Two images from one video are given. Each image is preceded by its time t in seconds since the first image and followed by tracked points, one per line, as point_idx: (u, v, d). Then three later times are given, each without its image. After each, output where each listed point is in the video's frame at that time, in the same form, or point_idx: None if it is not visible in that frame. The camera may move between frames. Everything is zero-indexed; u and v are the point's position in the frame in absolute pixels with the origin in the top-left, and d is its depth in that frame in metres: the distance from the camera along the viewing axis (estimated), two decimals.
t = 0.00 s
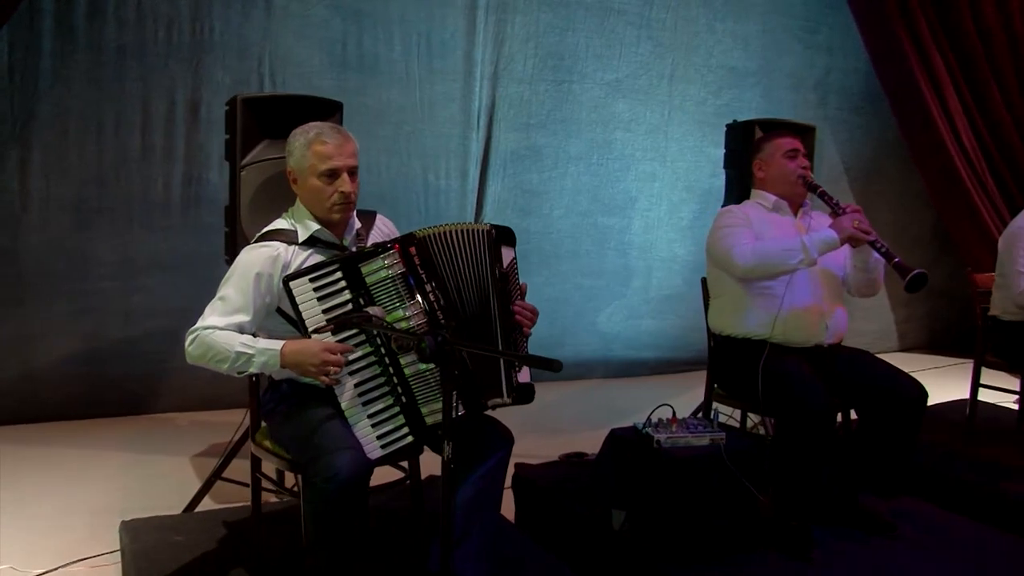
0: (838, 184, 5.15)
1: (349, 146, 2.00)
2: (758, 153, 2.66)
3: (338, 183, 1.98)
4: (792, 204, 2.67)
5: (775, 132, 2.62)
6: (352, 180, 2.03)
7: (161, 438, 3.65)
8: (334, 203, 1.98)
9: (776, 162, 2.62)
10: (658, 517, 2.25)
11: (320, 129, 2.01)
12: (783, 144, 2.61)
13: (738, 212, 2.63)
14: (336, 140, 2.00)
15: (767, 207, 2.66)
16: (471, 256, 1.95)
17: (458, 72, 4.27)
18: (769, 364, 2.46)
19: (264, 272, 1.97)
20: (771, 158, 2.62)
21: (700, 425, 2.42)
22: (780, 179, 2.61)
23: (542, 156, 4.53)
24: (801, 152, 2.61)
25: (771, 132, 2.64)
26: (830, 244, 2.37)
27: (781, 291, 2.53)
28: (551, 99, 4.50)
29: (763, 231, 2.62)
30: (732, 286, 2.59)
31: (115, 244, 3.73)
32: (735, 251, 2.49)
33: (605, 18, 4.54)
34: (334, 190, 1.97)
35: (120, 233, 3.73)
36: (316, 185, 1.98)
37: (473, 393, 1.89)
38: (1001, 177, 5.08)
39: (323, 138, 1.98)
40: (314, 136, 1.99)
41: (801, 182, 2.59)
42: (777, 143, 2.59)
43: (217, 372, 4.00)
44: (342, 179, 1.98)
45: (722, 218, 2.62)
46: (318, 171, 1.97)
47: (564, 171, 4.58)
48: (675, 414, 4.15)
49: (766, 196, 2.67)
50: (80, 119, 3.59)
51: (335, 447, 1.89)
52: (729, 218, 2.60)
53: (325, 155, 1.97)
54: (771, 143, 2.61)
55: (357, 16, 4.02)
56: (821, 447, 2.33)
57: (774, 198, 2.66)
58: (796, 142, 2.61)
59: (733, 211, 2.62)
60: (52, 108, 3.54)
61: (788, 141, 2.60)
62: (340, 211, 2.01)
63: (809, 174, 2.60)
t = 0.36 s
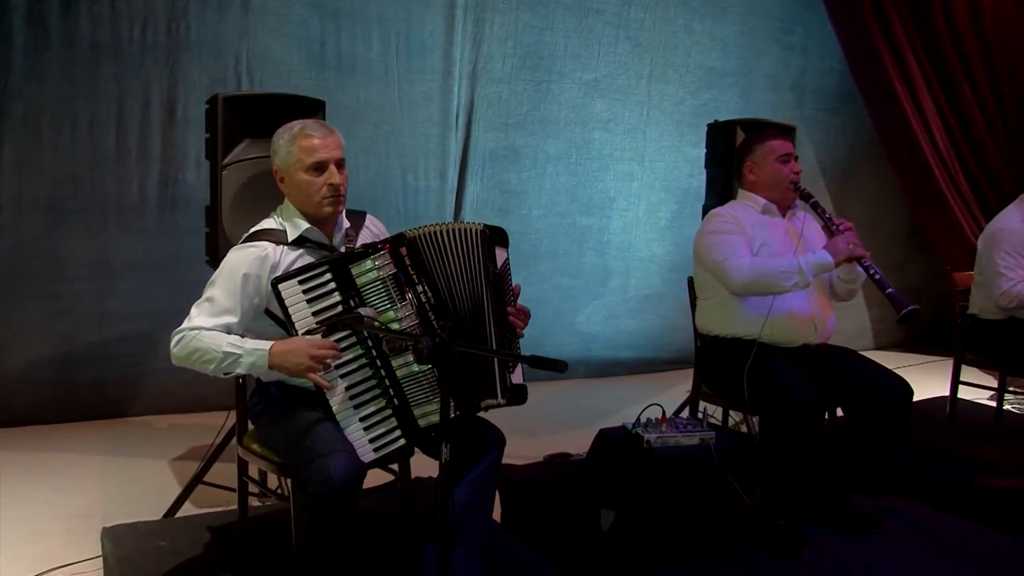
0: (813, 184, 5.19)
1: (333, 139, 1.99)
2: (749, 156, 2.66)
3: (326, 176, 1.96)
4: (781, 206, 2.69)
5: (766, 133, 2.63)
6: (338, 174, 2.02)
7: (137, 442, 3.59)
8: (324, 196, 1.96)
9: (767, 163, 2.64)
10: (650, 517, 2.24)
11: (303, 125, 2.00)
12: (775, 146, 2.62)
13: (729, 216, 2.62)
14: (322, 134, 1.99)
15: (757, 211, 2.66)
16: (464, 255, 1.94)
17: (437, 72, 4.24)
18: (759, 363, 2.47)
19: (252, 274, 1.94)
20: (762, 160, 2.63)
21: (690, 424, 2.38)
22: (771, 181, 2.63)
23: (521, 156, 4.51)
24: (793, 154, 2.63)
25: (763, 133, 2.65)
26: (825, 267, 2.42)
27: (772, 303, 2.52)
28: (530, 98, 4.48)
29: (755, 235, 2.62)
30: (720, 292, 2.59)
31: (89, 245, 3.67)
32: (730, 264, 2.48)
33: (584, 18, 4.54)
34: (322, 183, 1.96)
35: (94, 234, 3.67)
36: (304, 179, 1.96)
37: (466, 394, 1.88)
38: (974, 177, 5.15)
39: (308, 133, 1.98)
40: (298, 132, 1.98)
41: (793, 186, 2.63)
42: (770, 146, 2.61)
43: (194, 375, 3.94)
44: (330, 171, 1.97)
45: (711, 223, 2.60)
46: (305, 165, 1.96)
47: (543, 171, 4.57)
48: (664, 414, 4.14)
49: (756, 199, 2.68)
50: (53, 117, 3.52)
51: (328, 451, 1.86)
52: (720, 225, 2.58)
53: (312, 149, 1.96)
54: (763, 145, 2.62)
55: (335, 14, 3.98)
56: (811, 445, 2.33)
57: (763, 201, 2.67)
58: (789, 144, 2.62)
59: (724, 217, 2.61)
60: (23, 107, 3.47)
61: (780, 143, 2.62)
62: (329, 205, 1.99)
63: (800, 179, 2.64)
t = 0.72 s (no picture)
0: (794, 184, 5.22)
1: (332, 139, 1.98)
2: (746, 157, 2.66)
3: (324, 176, 1.95)
4: (776, 211, 2.68)
5: (765, 137, 2.62)
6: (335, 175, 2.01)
7: (119, 445, 3.54)
8: (321, 196, 1.95)
9: (763, 167, 2.63)
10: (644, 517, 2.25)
11: (301, 124, 1.99)
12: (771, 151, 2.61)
13: (721, 218, 2.63)
14: (320, 133, 1.98)
15: (751, 213, 2.66)
16: (459, 254, 1.92)
17: (420, 71, 4.21)
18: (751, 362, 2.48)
19: (245, 273, 1.92)
20: (759, 164, 2.63)
21: (685, 423, 2.39)
22: (765, 186, 2.63)
23: (505, 156, 4.49)
24: (790, 161, 2.62)
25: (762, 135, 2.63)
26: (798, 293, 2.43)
27: (752, 317, 2.53)
28: (514, 98, 4.47)
29: (745, 239, 2.62)
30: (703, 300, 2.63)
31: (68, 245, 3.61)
32: (707, 277, 2.52)
33: (567, 17, 4.54)
34: (319, 183, 1.95)
35: (73, 235, 3.61)
36: (301, 179, 1.95)
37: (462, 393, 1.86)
38: (952, 177, 5.20)
39: (306, 132, 1.96)
40: (296, 130, 1.97)
41: (787, 194, 2.62)
42: (767, 151, 2.60)
43: (176, 378, 3.89)
44: (327, 172, 1.96)
45: (702, 226, 2.63)
46: (303, 165, 1.94)
47: (526, 171, 4.56)
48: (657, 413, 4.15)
49: (750, 200, 2.68)
50: (32, 116, 3.47)
51: (325, 452, 1.84)
52: (708, 230, 2.61)
53: (310, 148, 1.95)
54: (760, 148, 2.61)
55: (318, 13, 3.95)
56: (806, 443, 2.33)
57: (757, 204, 2.67)
58: (787, 149, 2.61)
59: (716, 220, 2.62)
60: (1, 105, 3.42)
61: (778, 148, 2.60)
62: (326, 205, 1.98)
63: (795, 185, 2.63)
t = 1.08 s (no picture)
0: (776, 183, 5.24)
1: (330, 139, 1.97)
2: (744, 158, 2.65)
3: (321, 177, 1.95)
4: (773, 214, 2.67)
5: (763, 138, 2.60)
6: (331, 175, 2.01)
7: (102, 448, 3.49)
8: (317, 197, 1.95)
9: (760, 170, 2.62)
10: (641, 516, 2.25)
11: (299, 122, 1.98)
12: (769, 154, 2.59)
13: (715, 222, 2.64)
14: (318, 132, 1.97)
15: (746, 217, 2.67)
16: (457, 254, 1.90)
17: (405, 70, 4.19)
18: (744, 361, 2.49)
19: (240, 274, 1.90)
20: (755, 166, 2.62)
21: (677, 420, 2.42)
22: (761, 189, 2.62)
23: (489, 155, 4.48)
24: (789, 164, 2.60)
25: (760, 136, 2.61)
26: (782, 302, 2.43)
27: (741, 323, 2.55)
28: (498, 97, 4.45)
29: (737, 245, 2.63)
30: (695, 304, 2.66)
31: (48, 245, 3.56)
32: (694, 283, 2.55)
33: (552, 17, 4.53)
34: (316, 184, 1.94)
35: (54, 234, 3.56)
36: (297, 178, 1.94)
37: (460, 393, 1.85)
38: (933, 177, 5.25)
39: (304, 131, 1.95)
40: (294, 129, 1.96)
41: (783, 197, 2.61)
42: (766, 152, 2.58)
43: (159, 379, 3.85)
44: (324, 172, 1.95)
45: (695, 228, 2.65)
46: (300, 164, 1.94)
47: (511, 171, 4.55)
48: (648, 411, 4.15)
49: (746, 203, 2.68)
50: (11, 114, 3.41)
51: (323, 454, 1.82)
52: (701, 234, 2.63)
53: (306, 148, 1.94)
54: (757, 150, 2.60)
55: (302, 11, 3.91)
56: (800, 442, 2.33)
57: (753, 207, 2.67)
58: (786, 152, 2.58)
59: (710, 222, 2.63)
60: None
61: (776, 151, 2.58)
62: (321, 206, 1.98)
63: (792, 189, 2.62)
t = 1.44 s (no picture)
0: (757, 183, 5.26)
1: (321, 136, 1.95)
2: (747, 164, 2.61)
3: (312, 174, 1.92)
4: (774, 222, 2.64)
5: (767, 146, 2.55)
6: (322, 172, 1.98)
7: (83, 452, 3.44)
8: (309, 194, 1.92)
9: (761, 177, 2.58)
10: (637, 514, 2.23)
11: (289, 119, 1.95)
12: (771, 163, 2.54)
13: (713, 229, 2.60)
14: (309, 129, 1.94)
15: (744, 224, 2.64)
16: (456, 256, 1.87)
17: (388, 69, 4.17)
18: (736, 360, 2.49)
19: (233, 271, 1.88)
20: (757, 173, 2.58)
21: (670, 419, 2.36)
22: (762, 197, 2.58)
23: (472, 154, 4.46)
24: (793, 174, 2.55)
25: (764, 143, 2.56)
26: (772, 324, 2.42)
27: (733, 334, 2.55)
28: (481, 97, 4.44)
29: (735, 252, 2.62)
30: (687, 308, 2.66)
31: (27, 245, 3.50)
32: (686, 294, 2.55)
33: (535, 16, 4.53)
34: (307, 181, 1.92)
35: (33, 234, 3.51)
36: (289, 176, 1.91)
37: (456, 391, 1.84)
38: (911, 177, 5.30)
39: (294, 128, 1.93)
40: (284, 126, 1.93)
41: (783, 208, 2.57)
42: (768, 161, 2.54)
43: (140, 381, 3.79)
44: (315, 170, 1.93)
45: (691, 235, 2.61)
46: (292, 162, 1.91)
47: (494, 171, 4.54)
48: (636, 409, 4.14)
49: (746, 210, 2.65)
50: None
51: (320, 455, 1.81)
52: (698, 240, 2.60)
53: (297, 146, 1.91)
54: (760, 157, 2.56)
55: (285, 9, 3.88)
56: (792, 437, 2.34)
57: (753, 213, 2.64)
58: (789, 162, 2.53)
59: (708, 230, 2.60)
60: None
61: (779, 160, 2.53)
62: (313, 204, 1.95)
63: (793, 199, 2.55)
